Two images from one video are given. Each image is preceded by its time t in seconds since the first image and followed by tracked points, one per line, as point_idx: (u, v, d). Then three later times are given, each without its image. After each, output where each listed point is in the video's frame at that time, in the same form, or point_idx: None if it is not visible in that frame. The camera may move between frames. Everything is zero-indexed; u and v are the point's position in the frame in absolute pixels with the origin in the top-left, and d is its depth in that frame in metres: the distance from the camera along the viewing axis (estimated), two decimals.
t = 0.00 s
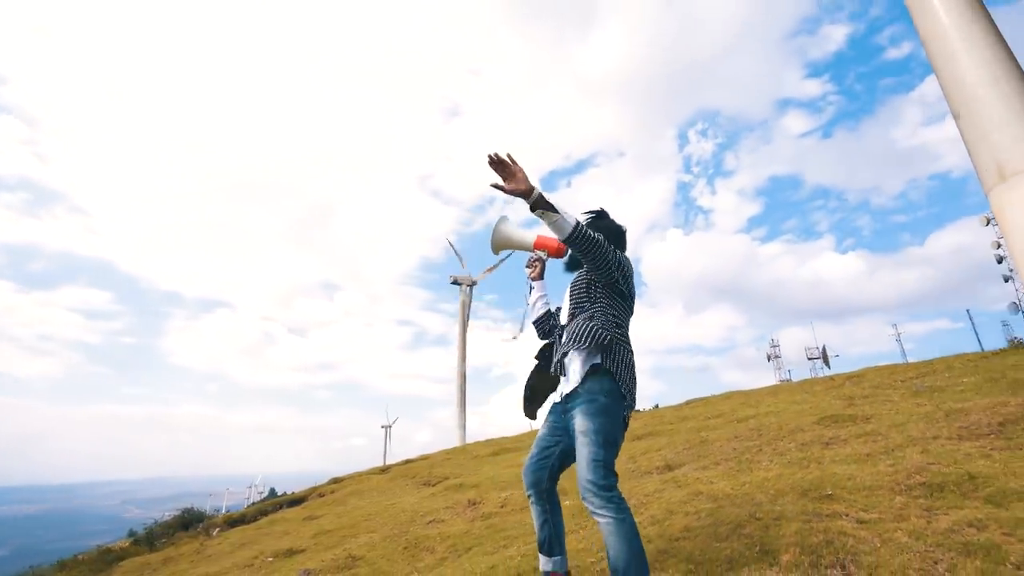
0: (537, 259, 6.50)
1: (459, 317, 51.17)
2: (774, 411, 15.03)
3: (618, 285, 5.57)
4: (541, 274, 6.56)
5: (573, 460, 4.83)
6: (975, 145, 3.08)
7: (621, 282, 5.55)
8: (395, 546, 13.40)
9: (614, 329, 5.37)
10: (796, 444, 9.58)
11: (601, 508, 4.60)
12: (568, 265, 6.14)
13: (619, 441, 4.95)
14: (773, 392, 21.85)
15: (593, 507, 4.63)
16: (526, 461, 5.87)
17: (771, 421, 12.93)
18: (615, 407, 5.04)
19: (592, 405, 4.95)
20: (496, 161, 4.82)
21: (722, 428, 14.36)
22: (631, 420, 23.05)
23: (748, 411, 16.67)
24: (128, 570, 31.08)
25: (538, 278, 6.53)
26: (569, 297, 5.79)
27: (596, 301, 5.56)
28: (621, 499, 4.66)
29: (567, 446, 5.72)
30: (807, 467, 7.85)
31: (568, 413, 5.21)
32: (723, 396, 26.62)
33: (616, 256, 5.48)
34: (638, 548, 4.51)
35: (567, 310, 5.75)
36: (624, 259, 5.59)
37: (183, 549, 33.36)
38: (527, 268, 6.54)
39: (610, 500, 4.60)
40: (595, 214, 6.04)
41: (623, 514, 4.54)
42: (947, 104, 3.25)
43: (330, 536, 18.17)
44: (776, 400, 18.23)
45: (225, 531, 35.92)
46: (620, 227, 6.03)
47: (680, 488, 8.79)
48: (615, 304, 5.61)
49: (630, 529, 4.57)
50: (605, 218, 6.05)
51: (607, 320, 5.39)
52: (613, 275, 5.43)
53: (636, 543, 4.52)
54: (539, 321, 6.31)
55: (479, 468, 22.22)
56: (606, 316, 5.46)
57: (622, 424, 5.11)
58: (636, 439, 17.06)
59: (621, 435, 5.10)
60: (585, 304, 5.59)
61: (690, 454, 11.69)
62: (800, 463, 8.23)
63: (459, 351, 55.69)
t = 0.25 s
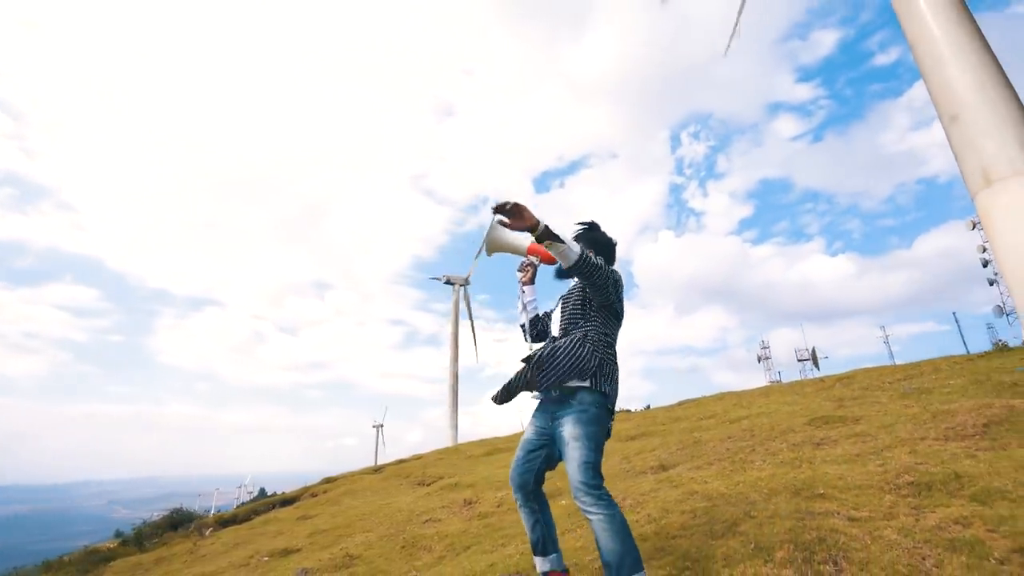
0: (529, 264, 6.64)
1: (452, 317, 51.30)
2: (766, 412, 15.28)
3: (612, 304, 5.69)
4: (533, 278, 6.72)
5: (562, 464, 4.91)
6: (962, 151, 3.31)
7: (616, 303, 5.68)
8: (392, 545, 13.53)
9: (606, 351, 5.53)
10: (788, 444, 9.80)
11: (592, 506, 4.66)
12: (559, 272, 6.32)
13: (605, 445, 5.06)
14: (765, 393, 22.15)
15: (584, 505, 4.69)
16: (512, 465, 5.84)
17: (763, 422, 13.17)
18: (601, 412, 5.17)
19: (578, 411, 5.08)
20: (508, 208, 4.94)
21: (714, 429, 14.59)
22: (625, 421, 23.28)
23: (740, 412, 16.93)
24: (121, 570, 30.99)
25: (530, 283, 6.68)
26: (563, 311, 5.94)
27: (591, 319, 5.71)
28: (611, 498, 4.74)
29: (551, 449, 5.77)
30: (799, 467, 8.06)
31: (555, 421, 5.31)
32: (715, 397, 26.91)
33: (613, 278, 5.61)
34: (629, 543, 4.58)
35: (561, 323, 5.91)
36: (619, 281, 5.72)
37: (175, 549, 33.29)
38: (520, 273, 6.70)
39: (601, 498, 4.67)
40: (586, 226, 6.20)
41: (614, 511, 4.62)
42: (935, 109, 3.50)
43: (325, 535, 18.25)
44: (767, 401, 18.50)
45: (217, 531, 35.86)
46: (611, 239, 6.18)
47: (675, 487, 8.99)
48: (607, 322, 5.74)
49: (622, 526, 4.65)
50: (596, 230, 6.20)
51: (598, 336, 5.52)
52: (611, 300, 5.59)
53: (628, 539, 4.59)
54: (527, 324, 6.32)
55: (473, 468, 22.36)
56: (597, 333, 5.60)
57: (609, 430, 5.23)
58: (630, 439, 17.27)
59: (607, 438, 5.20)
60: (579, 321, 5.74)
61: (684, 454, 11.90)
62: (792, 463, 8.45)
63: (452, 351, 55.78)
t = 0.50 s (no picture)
0: (522, 270, 6.63)
1: (444, 317, 51.48)
2: (757, 413, 15.54)
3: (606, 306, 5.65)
4: (526, 285, 6.63)
5: (561, 463, 5.08)
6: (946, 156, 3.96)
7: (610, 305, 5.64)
8: (389, 544, 13.68)
9: (602, 352, 5.49)
10: (779, 445, 10.03)
11: (590, 505, 4.85)
12: (552, 276, 6.38)
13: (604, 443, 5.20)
14: (755, 394, 22.45)
15: (583, 503, 4.88)
16: (517, 463, 6.04)
17: (754, 423, 13.42)
18: (599, 411, 5.28)
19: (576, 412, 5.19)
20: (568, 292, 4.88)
21: (706, 429, 14.84)
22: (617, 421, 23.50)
23: (731, 413, 17.19)
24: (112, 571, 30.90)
25: (524, 289, 6.60)
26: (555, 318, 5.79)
27: (583, 325, 5.61)
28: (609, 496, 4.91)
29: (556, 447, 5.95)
30: (789, 467, 8.28)
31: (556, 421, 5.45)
32: (706, 398, 27.20)
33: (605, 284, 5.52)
34: (626, 538, 4.77)
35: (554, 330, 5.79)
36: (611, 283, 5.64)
37: (167, 549, 33.21)
38: (513, 280, 6.63)
39: (598, 496, 4.85)
40: (573, 228, 6.33)
41: (610, 508, 4.81)
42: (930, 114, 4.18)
43: (320, 535, 18.36)
44: (758, 403, 18.78)
45: (209, 531, 35.80)
46: (600, 239, 6.23)
47: (669, 487, 9.20)
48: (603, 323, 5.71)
49: (619, 522, 4.83)
50: (584, 232, 6.32)
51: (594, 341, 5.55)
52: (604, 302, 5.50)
53: (624, 535, 4.77)
54: (527, 333, 6.42)
55: (467, 468, 22.50)
56: (592, 336, 5.60)
57: (608, 426, 5.34)
58: (623, 439, 17.49)
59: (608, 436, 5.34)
60: (572, 328, 5.63)
61: (677, 454, 12.11)
62: (782, 463, 8.68)
63: (444, 351, 55.85)
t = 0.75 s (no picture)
0: (522, 274, 6.78)
1: (438, 317, 51.60)
2: (748, 414, 15.76)
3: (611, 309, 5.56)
4: (527, 288, 6.77)
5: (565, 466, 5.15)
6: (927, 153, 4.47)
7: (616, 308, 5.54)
8: (384, 544, 13.78)
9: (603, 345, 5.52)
10: (770, 445, 10.23)
11: (591, 509, 4.91)
12: (550, 276, 6.52)
13: (610, 446, 5.23)
14: (746, 395, 22.70)
15: (583, 507, 4.94)
16: (525, 463, 6.20)
17: (745, 424, 13.64)
18: (606, 413, 5.29)
19: (581, 414, 5.23)
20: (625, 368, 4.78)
21: (699, 430, 15.05)
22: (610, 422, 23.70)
23: (723, 414, 17.41)
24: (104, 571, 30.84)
25: (525, 292, 6.74)
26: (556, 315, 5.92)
27: (583, 322, 5.71)
28: (610, 500, 4.96)
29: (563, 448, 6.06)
30: (779, 467, 8.47)
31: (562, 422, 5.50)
32: (698, 398, 27.44)
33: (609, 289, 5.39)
34: (625, 544, 4.84)
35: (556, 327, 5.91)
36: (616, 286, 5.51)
37: (159, 549, 33.17)
38: (514, 284, 6.78)
39: (599, 501, 4.90)
40: (566, 228, 6.47)
41: (611, 515, 4.87)
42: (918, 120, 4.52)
43: (315, 535, 18.44)
44: (749, 403, 19.01)
45: (202, 531, 35.75)
46: (591, 234, 6.33)
47: (662, 486, 9.37)
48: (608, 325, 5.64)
49: (619, 527, 4.89)
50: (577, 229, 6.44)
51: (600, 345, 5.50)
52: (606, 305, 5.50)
53: (623, 540, 4.84)
54: (530, 334, 6.58)
55: (461, 468, 22.64)
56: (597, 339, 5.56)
57: (615, 428, 5.36)
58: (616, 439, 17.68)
59: (614, 437, 5.37)
60: (573, 325, 5.74)
61: (670, 454, 12.31)
62: (773, 463, 8.87)
63: (437, 352, 55.90)
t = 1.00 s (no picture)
0: (518, 278, 6.96)
1: (431, 317, 51.69)
2: (739, 413, 15.99)
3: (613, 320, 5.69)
4: (523, 292, 6.96)
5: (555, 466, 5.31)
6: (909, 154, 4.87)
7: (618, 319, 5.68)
8: (379, 542, 13.90)
9: (604, 352, 5.63)
10: (759, 444, 10.43)
11: (579, 508, 5.05)
12: (545, 279, 6.69)
13: (600, 447, 5.37)
14: (737, 395, 22.97)
15: (571, 506, 5.08)
16: (515, 462, 6.36)
17: (736, 423, 13.85)
18: (597, 417, 5.42)
19: (576, 416, 5.37)
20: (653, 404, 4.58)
21: (690, 429, 15.26)
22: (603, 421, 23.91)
23: (714, 414, 17.64)
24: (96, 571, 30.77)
25: (521, 296, 6.92)
26: (557, 323, 6.00)
27: (583, 330, 5.80)
28: (598, 500, 5.11)
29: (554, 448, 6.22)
30: (768, 465, 8.67)
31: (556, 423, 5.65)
32: (690, 398, 27.71)
33: (616, 302, 5.52)
34: (611, 543, 4.98)
35: (555, 335, 6.02)
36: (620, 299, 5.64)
37: (151, 549, 33.11)
38: (510, 288, 6.96)
39: (587, 501, 5.05)
40: (562, 230, 6.62)
41: (599, 515, 5.01)
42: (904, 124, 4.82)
43: (310, 533, 18.54)
44: (740, 403, 19.25)
45: (193, 531, 35.70)
46: (586, 236, 6.48)
47: (654, 484, 9.56)
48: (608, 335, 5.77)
49: (607, 527, 5.04)
50: (572, 231, 6.59)
51: (600, 354, 5.63)
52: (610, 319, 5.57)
53: (610, 540, 4.99)
54: (526, 339, 6.77)
55: (454, 467, 22.78)
56: (596, 347, 5.69)
57: (606, 432, 5.52)
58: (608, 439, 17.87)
59: (604, 441, 5.53)
60: (572, 333, 5.83)
61: (661, 453, 12.50)
62: (762, 461, 9.07)
63: (430, 351, 55.90)
